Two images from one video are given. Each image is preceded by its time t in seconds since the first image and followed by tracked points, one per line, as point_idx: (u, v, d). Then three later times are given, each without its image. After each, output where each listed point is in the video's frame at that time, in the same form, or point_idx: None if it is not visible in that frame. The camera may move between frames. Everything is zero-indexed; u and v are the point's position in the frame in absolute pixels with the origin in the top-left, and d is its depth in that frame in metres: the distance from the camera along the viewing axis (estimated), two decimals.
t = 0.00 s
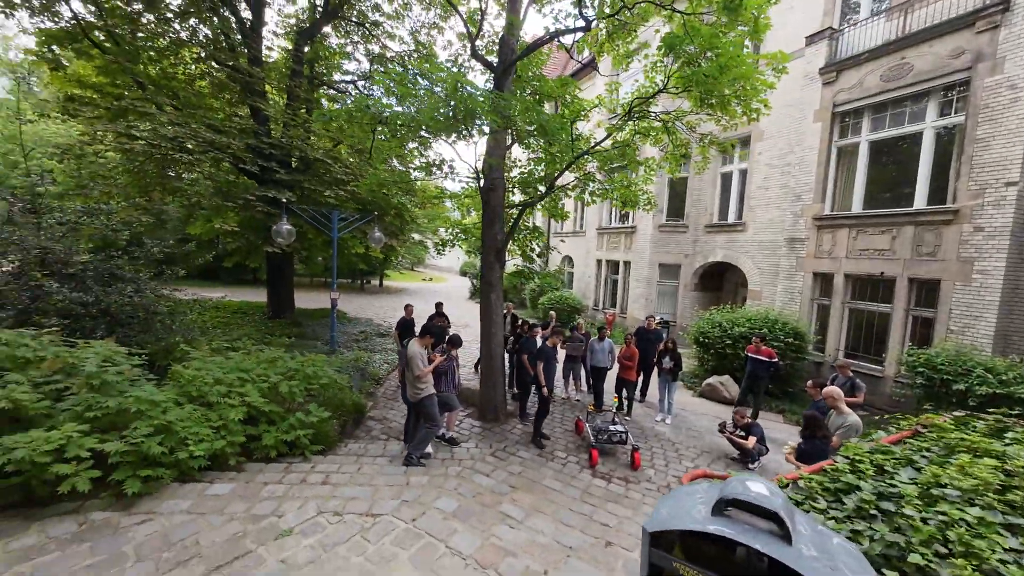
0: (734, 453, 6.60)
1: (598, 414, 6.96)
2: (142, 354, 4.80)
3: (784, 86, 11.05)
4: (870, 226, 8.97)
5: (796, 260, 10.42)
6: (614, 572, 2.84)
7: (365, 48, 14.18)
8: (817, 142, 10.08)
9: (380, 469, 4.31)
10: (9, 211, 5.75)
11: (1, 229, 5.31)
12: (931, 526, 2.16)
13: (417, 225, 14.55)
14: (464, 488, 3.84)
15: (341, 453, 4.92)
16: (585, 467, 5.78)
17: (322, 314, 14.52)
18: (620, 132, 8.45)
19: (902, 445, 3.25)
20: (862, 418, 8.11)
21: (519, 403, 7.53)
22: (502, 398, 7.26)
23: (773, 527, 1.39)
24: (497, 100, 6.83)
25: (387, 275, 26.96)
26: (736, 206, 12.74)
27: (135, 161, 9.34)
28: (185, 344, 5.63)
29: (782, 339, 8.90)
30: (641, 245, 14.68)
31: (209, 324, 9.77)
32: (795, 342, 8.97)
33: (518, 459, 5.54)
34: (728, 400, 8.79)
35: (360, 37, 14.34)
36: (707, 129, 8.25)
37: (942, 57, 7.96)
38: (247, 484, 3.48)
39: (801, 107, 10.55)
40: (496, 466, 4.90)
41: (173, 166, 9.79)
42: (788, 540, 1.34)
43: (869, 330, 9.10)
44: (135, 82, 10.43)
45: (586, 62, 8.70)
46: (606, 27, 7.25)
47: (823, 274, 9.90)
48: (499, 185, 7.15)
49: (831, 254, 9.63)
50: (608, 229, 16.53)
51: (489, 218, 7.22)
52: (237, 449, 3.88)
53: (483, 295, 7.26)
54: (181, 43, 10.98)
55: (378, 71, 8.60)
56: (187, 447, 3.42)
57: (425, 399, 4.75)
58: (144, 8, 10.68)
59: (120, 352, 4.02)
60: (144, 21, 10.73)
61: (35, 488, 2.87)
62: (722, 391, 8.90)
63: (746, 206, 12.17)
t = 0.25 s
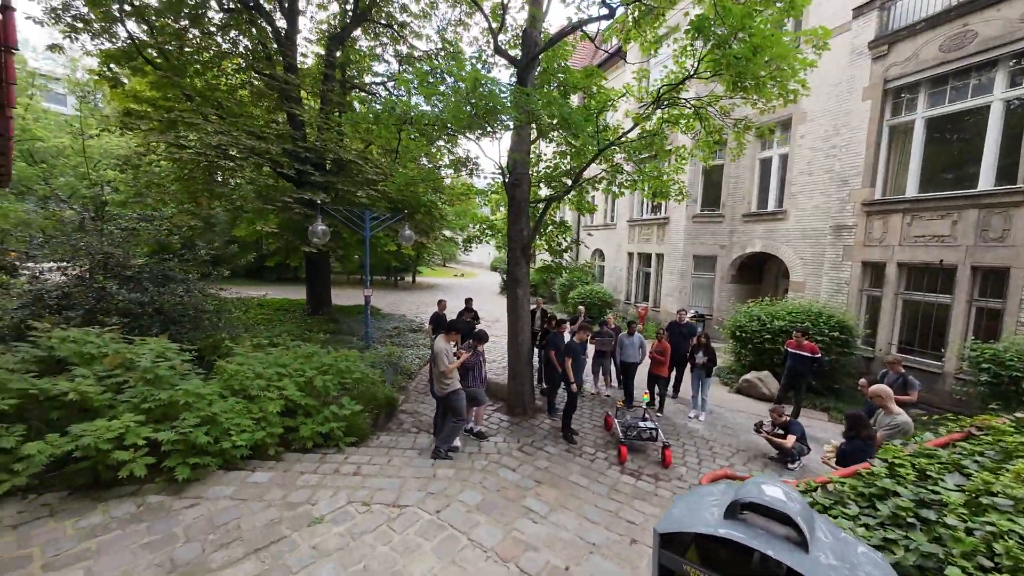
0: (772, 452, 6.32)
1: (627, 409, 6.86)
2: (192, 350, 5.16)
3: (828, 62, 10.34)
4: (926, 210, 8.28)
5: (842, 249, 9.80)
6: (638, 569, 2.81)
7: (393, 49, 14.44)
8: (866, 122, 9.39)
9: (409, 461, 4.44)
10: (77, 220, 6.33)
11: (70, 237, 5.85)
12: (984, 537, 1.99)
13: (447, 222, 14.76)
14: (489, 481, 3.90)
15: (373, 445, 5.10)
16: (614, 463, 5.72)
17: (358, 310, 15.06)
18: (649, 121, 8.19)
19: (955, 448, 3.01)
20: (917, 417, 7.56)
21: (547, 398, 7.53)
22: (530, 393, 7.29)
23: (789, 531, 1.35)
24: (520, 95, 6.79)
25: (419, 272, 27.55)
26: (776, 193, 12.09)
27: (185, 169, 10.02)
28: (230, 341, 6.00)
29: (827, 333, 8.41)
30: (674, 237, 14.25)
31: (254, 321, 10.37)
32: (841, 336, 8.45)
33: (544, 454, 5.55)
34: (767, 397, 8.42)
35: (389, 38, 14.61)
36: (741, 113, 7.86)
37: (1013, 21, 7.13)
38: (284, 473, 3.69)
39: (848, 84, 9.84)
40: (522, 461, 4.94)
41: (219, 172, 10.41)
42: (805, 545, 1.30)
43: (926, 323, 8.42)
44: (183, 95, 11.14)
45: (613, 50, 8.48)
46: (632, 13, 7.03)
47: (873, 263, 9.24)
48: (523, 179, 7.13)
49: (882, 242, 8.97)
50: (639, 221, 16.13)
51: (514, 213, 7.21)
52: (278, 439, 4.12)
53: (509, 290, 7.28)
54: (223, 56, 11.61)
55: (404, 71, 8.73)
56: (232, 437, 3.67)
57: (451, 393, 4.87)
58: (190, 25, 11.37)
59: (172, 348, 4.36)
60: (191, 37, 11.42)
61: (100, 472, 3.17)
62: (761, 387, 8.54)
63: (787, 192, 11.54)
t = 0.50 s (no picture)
0: (797, 459, 6.07)
1: (644, 414, 6.72)
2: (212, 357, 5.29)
3: (851, 53, 9.96)
4: (960, 204, 7.87)
5: (870, 246, 9.40)
6: None
7: (407, 57, 14.62)
8: (893, 114, 8.99)
9: (421, 467, 4.43)
10: (106, 232, 6.60)
11: (99, 248, 6.09)
12: None
13: (461, 226, 14.82)
14: (500, 489, 3.85)
15: (387, 450, 5.12)
16: (630, 470, 5.58)
17: (375, 314, 15.25)
18: (663, 119, 8.04)
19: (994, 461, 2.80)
20: (954, 422, 7.17)
21: (562, 402, 7.43)
22: (544, 397, 7.21)
23: (804, 560, 1.28)
24: (530, 98, 6.77)
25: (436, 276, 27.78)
26: (798, 190, 11.71)
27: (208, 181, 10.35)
28: (248, 347, 6.13)
29: (855, 334, 8.06)
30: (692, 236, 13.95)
31: (274, 327, 10.60)
32: (870, 337, 8.09)
33: (559, 461, 5.47)
34: (792, 401, 8.13)
35: (402, 46, 14.81)
36: (759, 109, 7.63)
37: None
38: (297, 480, 3.73)
39: (872, 74, 9.45)
40: (535, 468, 4.87)
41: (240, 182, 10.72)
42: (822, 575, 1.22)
43: (962, 323, 7.98)
44: (206, 108, 11.53)
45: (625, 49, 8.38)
46: (644, 11, 6.91)
47: (903, 261, 8.82)
48: (535, 182, 7.07)
49: (913, 238, 8.56)
50: (656, 221, 15.86)
51: (526, 216, 7.17)
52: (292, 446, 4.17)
53: (523, 293, 7.23)
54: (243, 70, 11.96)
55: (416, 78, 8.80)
56: (247, 444, 3.73)
57: (461, 399, 4.86)
58: (211, 41, 11.76)
59: (190, 356, 4.46)
60: (212, 53, 11.81)
61: (121, 479, 3.25)
62: (785, 391, 8.24)
63: (810, 189, 11.16)
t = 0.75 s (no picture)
0: (805, 466, 5.93)
1: (647, 420, 6.60)
2: (208, 364, 5.24)
3: (854, 52, 9.85)
4: (968, 204, 7.72)
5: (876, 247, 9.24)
6: None
7: (408, 62, 14.66)
8: (898, 113, 8.86)
9: (418, 477, 4.34)
10: (106, 239, 6.60)
11: (96, 256, 6.07)
12: None
13: (463, 230, 14.78)
14: (498, 500, 3.75)
15: (385, 459, 5.03)
16: (633, 478, 5.46)
17: (377, 319, 15.21)
18: (664, 121, 7.97)
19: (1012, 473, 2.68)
20: (966, 427, 6.98)
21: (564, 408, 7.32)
22: (546, 403, 7.11)
23: None
24: (528, 101, 6.72)
25: (438, 280, 27.76)
26: (802, 191, 11.57)
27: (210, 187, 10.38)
28: (246, 354, 6.08)
29: (862, 337, 7.92)
30: (695, 238, 13.83)
31: (275, 333, 10.56)
32: (878, 340, 7.93)
33: (560, 469, 5.36)
34: (798, 406, 7.97)
35: (403, 51, 14.84)
36: (761, 109, 7.54)
37: None
38: (291, 491, 3.65)
39: (876, 74, 9.34)
40: (535, 476, 4.76)
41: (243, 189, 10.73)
42: None
43: (973, 325, 7.81)
44: (208, 116, 11.60)
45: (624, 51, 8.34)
46: (643, 12, 6.85)
47: (911, 262, 8.66)
48: (534, 185, 7.01)
49: (921, 239, 8.40)
50: (658, 224, 15.74)
51: (525, 219, 7.10)
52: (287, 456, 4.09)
53: (523, 298, 7.15)
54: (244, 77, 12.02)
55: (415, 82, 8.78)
56: (240, 454, 3.66)
57: (459, 407, 4.78)
58: (213, 49, 11.84)
59: (184, 365, 4.40)
60: (214, 60, 11.90)
61: (110, 491, 3.19)
62: (791, 396, 8.09)
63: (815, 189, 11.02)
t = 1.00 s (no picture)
0: (807, 471, 5.79)
1: (645, 425, 6.48)
2: (195, 372, 5.11)
3: (850, 51, 9.80)
4: (968, 202, 7.64)
5: (875, 246, 9.15)
6: None
7: (403, 65, 14.60)
8: (896, 111, 8.79)
9: (409, 487, 4.20)
10: (92, 245, 6.48)
11: (81, 262, 5.94)
12: None
13: (459, 233, 14.69)
14: (491, 511, 3.62)
15: (376, 469, 4.89)
16: (632, 485, 5.33)
17: (373, 324, 15.07)
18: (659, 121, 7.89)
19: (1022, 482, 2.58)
20: (969, 429, 6.88)
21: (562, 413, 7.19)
22: (543, 408, 6.98)
23: None
24: (522, 101, 6.64)
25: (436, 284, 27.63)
26: (800, 191, 11.49)
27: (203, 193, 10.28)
28: (235, 362, 5.95)
29: (862, 338, 7.83)
30: (693, 240, 13.75)
31: (269, 339, 10.42)
32: (879, 341, 7.82)
33: (556, 476, 5.22)
34: (799, 408, 7.86)
35: (398, 54, 14.79)
36: (758, 108, 7.46)
37: None
38: (276, 504, 3.52)
39: (872, 72, 9.28)
40: (531, 485, 4.62)
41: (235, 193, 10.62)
42: None
43: (975, 324, 7.71)
44: (201, 121, 11.51)
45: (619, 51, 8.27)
46: (637, 11, 6.77)
47: (911, 261, 8.57)
48: (529, 186, 6.91)
49: (920, 238, 8.32)
50: (656, 225, 15.65)
51: (520, 222, 7.00)
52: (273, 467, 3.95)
53: (519, 301, 7.03)
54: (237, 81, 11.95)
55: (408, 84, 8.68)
56: (222, 466, 3.52)
57: (453, 414, 4.65)
58: (206, 53, 11.77)
59: (167, 374, 4.27)
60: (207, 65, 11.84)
61: (84, 507, 3.05)
62: (792, 398, 7.97)
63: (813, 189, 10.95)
